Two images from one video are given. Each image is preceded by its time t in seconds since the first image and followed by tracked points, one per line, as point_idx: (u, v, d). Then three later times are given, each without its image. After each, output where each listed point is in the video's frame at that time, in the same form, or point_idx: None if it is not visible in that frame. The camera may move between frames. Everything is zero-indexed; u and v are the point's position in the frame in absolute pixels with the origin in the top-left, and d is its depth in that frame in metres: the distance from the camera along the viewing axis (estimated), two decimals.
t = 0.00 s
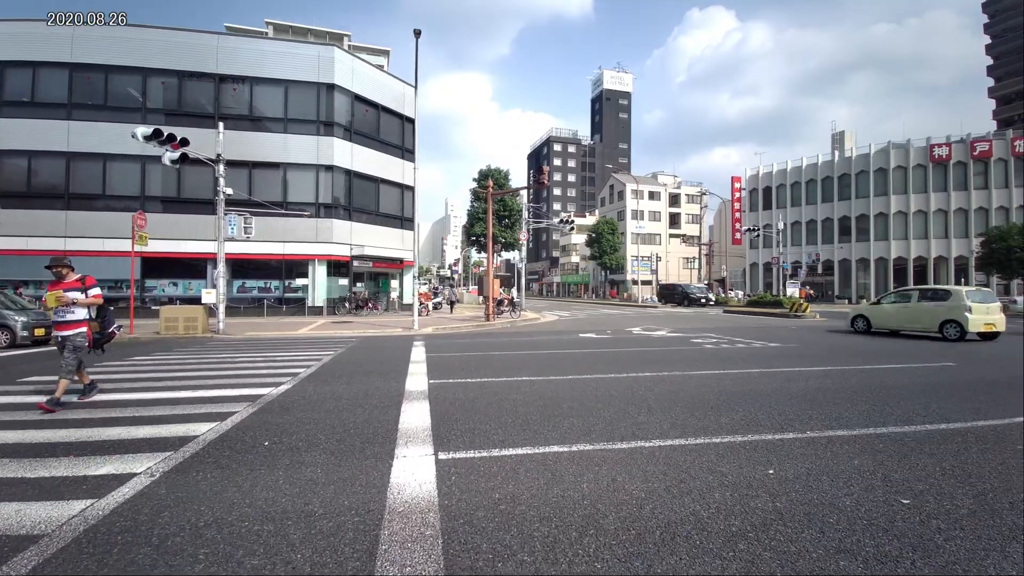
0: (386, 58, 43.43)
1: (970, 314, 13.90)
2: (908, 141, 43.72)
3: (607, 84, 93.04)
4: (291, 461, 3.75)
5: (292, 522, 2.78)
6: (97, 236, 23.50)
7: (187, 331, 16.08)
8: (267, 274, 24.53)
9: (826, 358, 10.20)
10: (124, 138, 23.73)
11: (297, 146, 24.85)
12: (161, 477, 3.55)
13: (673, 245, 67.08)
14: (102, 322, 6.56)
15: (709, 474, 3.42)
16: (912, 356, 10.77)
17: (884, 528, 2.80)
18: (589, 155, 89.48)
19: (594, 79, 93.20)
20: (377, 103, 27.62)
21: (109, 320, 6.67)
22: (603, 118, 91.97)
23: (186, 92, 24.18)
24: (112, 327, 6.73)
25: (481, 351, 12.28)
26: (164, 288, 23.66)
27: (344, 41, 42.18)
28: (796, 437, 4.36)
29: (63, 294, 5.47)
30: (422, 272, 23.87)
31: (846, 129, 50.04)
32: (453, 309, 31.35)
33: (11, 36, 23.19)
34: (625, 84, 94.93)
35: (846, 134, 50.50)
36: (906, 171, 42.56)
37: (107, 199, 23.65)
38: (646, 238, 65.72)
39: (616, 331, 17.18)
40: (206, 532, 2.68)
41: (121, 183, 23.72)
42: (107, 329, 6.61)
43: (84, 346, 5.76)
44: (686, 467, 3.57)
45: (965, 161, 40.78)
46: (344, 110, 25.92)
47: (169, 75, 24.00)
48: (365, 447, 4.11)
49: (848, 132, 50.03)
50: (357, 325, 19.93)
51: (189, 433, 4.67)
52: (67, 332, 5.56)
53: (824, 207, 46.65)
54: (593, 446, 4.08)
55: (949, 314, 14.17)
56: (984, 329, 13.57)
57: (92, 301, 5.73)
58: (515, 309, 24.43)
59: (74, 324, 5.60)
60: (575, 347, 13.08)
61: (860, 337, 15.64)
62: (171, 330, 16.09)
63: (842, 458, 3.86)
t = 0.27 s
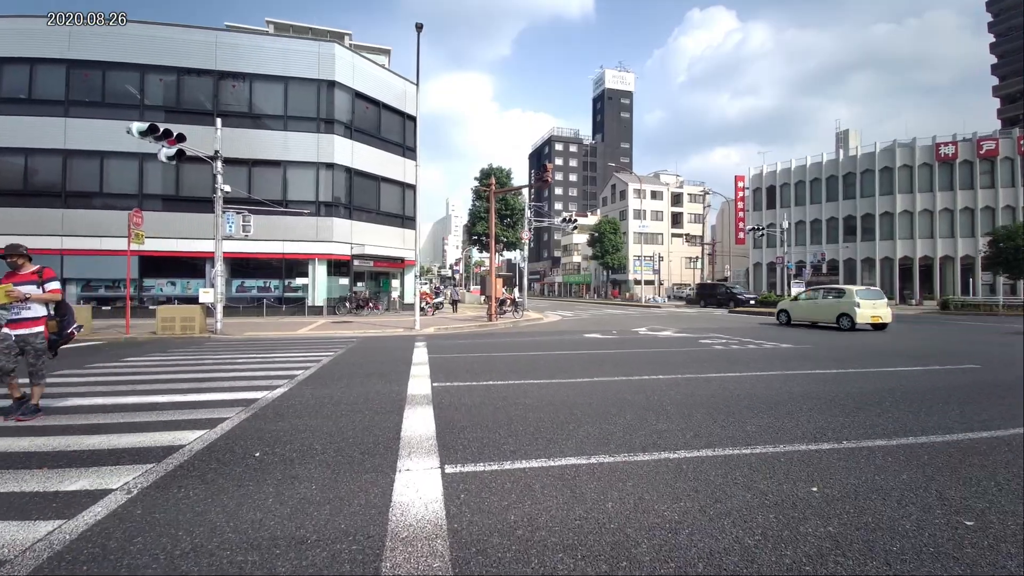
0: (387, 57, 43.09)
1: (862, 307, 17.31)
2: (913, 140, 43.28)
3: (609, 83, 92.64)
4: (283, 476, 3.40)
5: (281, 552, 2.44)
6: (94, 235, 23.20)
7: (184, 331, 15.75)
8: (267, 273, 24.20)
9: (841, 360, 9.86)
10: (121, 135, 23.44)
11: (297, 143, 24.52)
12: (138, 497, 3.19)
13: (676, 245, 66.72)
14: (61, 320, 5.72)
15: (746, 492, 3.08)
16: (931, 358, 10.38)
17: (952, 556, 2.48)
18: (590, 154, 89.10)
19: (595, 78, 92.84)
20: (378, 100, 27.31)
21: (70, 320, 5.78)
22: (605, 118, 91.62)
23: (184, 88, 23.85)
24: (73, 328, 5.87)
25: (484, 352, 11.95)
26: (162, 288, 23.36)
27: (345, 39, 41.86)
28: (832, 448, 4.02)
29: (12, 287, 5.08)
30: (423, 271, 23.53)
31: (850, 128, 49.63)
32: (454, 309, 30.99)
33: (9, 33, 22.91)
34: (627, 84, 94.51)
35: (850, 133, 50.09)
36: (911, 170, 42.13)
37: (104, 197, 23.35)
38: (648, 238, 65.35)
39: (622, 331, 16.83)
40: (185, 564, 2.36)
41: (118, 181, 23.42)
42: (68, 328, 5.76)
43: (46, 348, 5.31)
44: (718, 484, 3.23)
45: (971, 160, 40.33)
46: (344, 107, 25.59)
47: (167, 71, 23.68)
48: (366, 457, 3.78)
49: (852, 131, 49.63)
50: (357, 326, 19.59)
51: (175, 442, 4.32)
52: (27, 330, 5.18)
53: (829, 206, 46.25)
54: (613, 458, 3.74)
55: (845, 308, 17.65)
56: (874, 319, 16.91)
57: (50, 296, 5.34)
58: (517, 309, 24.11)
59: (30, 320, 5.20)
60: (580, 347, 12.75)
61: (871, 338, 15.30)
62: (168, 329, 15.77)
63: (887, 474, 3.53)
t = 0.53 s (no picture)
0: (388, 55, 42.78)
1: (785, 305, 21.08)
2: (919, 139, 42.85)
3: (611, 83, 92.32)
4: (269, 502, 3.06)
5: None
6: (91, 235, 22.90)
7: (180, 334, 15.41)
8: (266, 274, 23.89)
9: (859, 364, 9.50)
10: (119, 134, 23.14)
11: (297, 142, 24.20)
12: (107, 528, 2.85)
13: (678, 245, 66.35)
14: (14, 332, 5.26)
15: (788, 522, 2.76)
16: (952, 362, 10.00)
17: None
18: (592, 154, 88.70)
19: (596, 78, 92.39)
20: (378, 99, 26.99)
21: (23, 329, 5.30)
22: (607, 118, 91.28)
23: (182, 87, 23.54)
24: (31, 336, 5.41)
25: (488, 355, 11.63)
26: (160, 288, 23.06)
27: (345, 38, 41.55)
28: (871, 468, 3.68)
29: None
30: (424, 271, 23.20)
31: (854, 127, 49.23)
32: (456, 309, 30.65)
33: (5, 31, 22.61)
34: (629, 84, 94.16)
35: (854, 133, 49.69)
36: (917, 170, 41.72)
37: (101, 197, 23.04)
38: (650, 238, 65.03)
39: (628, 333, 16.51)
40: None
41: (115, 180, 23.11)
42: (24, 337, 5.31)
43: None
44: (755, 511, 2.90)
45: (977, 159, 39.86)
46: (344, 105, 25.27)
47: (165, 69, 23.38)
48: (363, 476, 3.46)
49: (856, 130, 49.24)
50: (357, 327, 19.26)
51: (155, 459, 3.97)
52: None
53: (833, 206, 45.87)
54: (633, 478, 3.41)
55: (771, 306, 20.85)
56: (796, 314, 20.80)
57: None
58: (520, 310, 23.76)
59: None
60: (586, 350, 12.42)
61: (884, 340, 14.94)
62: (164, 332, 15.42)
63: (937, 500, 3.20)
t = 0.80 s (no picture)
0: (388, 53, 42.43)
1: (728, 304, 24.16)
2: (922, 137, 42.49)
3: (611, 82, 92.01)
4: (250, 523, 2.72)
5: None
6: (85, 233, 22.54)
7: (174, 333, 15.04)
8: (263, 273, 23.54)
9: (876, 364, 9.15)
10: (114, 131, 22.79)
11: (295, 140, 23.85)
12: (66, 552, 2.52)
13: (679, 245, 66.00)
14: None
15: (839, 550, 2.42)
16: (971, 363, 9.64)
17: None
18: (592, 153, 88.29)
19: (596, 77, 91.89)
20: (378, 96, 26.64)
21: None
22: (607, 117, 90.97)
23: (178, 83, 23.18)
24: None
25: (489, 354, 11.30)
26: (155, 288, 22.72)
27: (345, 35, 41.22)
28: (915, 483, 3.35)
29: None
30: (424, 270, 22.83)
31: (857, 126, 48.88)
32: (457, 309, 30.31)
33: None
34: (629, 83, 93.84)
35: (857, 131, 49.35)
36: (920, 169, 41.37)
37: (96, 195, 22.68)
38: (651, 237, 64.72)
39: (632, 333, 16.19)
40: None
41: (110, 178, 22.75)
42: None
43: None
44: (799, 535, 2.57)
45: (981, 158, 39.50)
46: (343, 102, 24.92)
47: (161, 65, 23.03)
48: (356, 491, 3.12)
49: (858, 129, 48.90)
50: (356, 327, 18.92)
51: (130, 472, 3.65)
52: None
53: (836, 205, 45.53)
54: (656, 493, 3.07)
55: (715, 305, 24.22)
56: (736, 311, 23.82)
57: None
58: (521, 309, 23.45)
59: None
60: (591, 349, 12.06)
61: (895, 340, 14.59)
62: (157, 331, 15.03)
63: (998, 521, 2.87)
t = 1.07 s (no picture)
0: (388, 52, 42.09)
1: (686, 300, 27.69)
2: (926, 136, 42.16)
3: (611, 82, 91.72)
4: (228, 561, 2.38)
5: None
6: (80, 233, 22.18)
7: (169, 335, 14.70)
8: (260, 273, 23.18)
9: (892, 368, 8.82)
10: (109, 129, 22.44)
11: (293, 138, 23.50)
12: None
13: (679, 245, 65.68)
14: None
15: None
16: (991, 366, 9.30)
17: None
18: (592, 153, 87.90)
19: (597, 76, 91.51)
20: (377, 94, 26.29)
21: None
22: (607, 117, 90.68)
23: (174, 80, 22.82)
24: None
25: (490, 357, 10.95)
26: (151, 288, 22.36)
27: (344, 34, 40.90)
28: (972, 509, 3.01)
29: None
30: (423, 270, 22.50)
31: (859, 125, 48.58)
32: (457, 310, 29.98)
33: None
34: (629, 82, 93.56)
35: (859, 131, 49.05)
36: (924, 168, 41.04)
37: (90, 194, 22.31)
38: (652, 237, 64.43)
39: (636, 334, 15.87)
40: None
41: (106, 176, 22.39)
42: None
43: None
44: None
45: (985, 157, 39.17)
46: (342, 100, 24.57)
47: (157, 62, 22.66)
48: (350, 519, 2.78)
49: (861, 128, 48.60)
50: (355, 328, 18.59)
51: (99, 496, 3.28)
52: None
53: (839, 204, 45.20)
54: (686, 521, 2.74)
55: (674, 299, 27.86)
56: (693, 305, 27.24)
57: None
58: (522, 310, 23.15)
59: None
60: (595, 352, 11.70)
61: (906, 341, 14.26)
62: (151, 333, 14.68)
63: None
